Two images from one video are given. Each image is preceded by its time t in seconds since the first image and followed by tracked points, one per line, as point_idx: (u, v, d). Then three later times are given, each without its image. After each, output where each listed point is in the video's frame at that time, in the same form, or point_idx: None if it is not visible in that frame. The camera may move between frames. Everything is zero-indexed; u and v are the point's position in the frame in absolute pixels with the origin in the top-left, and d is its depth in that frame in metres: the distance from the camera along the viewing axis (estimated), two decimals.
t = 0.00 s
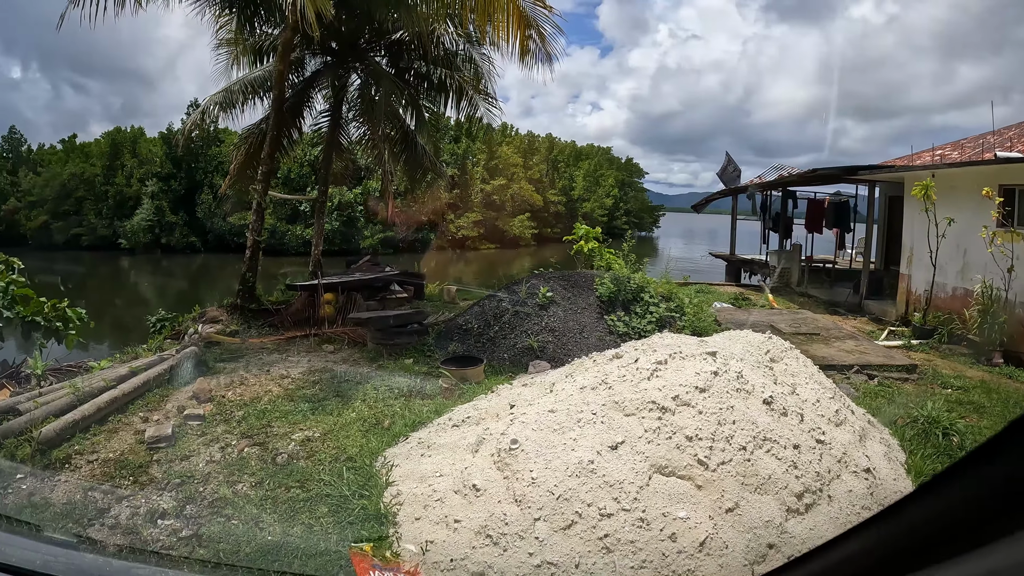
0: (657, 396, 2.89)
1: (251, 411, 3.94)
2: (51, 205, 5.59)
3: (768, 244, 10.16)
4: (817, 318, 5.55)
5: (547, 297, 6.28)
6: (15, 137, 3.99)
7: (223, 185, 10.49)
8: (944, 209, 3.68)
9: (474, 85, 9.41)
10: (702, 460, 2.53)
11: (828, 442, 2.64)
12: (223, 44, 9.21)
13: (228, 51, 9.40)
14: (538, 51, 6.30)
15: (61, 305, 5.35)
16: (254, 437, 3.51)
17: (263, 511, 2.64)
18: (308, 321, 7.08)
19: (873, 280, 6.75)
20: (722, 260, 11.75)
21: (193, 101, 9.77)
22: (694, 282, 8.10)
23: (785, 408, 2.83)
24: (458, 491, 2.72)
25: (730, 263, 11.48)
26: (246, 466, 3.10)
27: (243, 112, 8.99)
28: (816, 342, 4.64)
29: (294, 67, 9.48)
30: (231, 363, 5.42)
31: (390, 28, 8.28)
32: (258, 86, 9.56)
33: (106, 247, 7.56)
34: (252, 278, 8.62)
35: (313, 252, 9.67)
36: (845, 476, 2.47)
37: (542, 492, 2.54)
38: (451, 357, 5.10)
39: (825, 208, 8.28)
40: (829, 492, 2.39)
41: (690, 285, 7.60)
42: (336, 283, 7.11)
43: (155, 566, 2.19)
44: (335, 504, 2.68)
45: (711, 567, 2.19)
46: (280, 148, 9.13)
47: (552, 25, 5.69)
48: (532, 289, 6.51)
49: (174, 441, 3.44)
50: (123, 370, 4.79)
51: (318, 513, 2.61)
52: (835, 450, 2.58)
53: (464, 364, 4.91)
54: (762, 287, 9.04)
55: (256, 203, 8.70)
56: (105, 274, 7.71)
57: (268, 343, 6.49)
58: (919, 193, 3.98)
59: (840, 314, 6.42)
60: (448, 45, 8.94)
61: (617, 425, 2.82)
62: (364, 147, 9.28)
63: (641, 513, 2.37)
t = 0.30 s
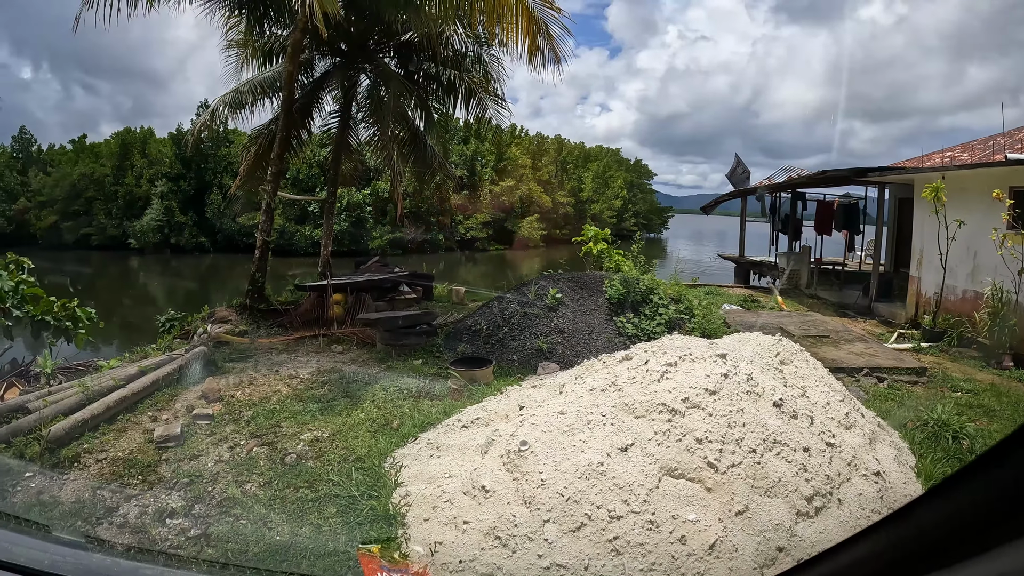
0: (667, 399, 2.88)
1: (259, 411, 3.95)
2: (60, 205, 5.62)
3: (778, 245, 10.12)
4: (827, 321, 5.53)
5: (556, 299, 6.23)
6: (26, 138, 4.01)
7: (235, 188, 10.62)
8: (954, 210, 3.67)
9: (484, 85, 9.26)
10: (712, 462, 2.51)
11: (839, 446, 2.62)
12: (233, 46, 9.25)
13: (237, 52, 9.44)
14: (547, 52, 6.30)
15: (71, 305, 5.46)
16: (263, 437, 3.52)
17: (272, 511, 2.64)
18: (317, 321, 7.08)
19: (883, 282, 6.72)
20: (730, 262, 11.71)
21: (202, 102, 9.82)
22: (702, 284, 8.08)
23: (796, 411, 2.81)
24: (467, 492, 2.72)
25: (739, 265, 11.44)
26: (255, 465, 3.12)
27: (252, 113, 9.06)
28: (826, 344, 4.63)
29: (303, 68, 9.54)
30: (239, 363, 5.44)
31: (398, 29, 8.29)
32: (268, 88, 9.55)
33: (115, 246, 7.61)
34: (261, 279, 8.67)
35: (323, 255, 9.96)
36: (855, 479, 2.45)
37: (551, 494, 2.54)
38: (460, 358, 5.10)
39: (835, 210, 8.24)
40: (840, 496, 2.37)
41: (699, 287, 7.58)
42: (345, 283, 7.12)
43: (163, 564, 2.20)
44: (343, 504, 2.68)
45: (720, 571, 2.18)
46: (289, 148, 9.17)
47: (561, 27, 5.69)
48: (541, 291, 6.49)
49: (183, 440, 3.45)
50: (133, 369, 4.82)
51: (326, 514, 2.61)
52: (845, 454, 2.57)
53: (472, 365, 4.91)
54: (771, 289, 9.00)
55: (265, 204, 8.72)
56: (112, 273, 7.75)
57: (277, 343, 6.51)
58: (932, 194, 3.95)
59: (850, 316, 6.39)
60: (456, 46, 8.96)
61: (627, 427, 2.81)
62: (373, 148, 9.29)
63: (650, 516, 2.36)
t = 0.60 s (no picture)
0: (674, 400, 2.87)
1: (266, 411, 3.96)
2: (69, 204, 5.65)
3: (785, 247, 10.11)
4: (835, 322, 5.51)
5: (564, 300, 6.15)
6: (35, 137, 4.03)
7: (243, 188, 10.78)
8: (963, 212, 3.64)
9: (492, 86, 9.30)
10: (719, 464, 2.51)
11: (846, 448, 2.61)
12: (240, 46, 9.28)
13: (245, 53, 9.47)
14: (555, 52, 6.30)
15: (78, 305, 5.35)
16: (270, 436, 3.53)
17: (278, 510, 2.65)
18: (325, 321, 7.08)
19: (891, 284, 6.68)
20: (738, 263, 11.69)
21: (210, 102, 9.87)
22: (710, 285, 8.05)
23: (804, 413, 2.80)
24: (474, 492, 2.72)
25: (747, 267, 11.43)
26: (262, 464, 3.12)
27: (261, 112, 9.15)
28: (834, 346, 4.62)
29: (312, 68, 9.59)
30: (246, 363, 5.44)
31: (406, 29, 8.32)
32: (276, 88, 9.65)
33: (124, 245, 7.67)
34: (268, 278, 8.70)
35: (331, 255, 10.05)
36: (863, 482, 2.44)
37: (558, 495, 2.53)
38: (467, 359, 5.09)
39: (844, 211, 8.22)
40: (847, 498, 2.37)
41: (707, 289, 7.57)
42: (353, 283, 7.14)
43: (169, 562, 2.22)
44: (349, 504, 2.69)
45: (726, 573, 2.17)
46: (297, 148, 9.19)
47: (569, 27, 5.68)
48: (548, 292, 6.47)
49: (190, 439, 3.46)
50: (140, 368, 4.84)
51: (333, 513, 2.62)
52: (854, 457, 2.55)
53: (479, 366, 4.89)
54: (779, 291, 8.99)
55: (273, 204, 8.73)
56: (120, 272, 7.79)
57: (284, 342, 6.52)
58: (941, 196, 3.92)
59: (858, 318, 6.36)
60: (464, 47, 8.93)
61: (634, 428, 2.81)
62: (380, 148, 9.33)
63: (657, 517, 2.36)
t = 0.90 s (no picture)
0: (676, 399, 2.88)
1: (270, 409, 3.98)
2: (72, 203, 5.68)
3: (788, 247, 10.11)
4: (837, 323, 5.51)
5: (566, 300, 6.21)
6: (40, 138, 4.06)
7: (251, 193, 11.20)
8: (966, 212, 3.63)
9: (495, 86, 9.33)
10: (721, 463, 2.52)
11: (848, 448, 2.61)
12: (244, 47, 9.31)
13: (249, 53, 9.51)
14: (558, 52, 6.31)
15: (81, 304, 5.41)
16: (274, 435, 3.55)
17: (282, 508, 2.67)
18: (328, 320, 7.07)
19: (893, 284, 6.68)
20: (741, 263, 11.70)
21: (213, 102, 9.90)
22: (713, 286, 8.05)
23: (806, 413, 2.81)
24: (476, 491, 2.73)
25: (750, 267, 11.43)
26: (266, 463, 3.14)
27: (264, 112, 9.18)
28: (836, 346, 4.63)
29: (315, 68, 9.62)
30: (249, 362, 5.47)
31: (410, 30, 8.34)
32: (279, 87, 9.63)
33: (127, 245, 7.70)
34: (272, 278, 8.72)
35: (335, 255, 10.09)
36: (864, 481, 2.45)
37: (561, 494, 2.54)
38: (470, 358, 5.09)
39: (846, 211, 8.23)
40: (848, 498, 2.37)
41: (709, 289, 7.57)
42: (356, 283, 7.14)
43: (171, 560, 2.23)
44: (353, 503, 2.70)
45: (728, 571, 2.17)
46: (300, 148, 9.20)
47: (572, 28, 5.70)
48: (551, 292, 6.49)
49: (194, 438, 3.48)
50: (144, 366, 4.86)
51: (336, 512, 2.63)
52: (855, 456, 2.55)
53: (482, 366, 4.89)
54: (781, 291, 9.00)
55: (276, 203, 8.75)
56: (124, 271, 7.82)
57: (288, 341, 6.55)
58: (945, 196, 3.92)
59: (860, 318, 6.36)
60: (467, 46, 8.92)
61: (636, 427, 2.82)
62: (383, 148, 9.35)
63: (659, 516, 2.37)
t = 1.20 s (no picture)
0: (679, 399, 2.88)
1: (272, 409, 3.98)
2: (74, 203, 5.68)
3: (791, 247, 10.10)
4: (839, 323, 5.51)
5: (569, 300, 6.21)
6: (43, 138, 4.07)
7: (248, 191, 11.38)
8: (969, 212, 3.62)
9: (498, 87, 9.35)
10: (724, 464, 2.52)
11: (851, 449, 2.60)
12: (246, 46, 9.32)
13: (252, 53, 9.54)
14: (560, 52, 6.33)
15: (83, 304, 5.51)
16: (276, 435, 3.55)
17: (285, 508, 2.67)
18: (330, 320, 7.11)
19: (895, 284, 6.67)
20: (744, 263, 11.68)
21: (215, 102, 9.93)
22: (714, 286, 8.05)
23: (808, 413, 2.80)
24: (479, 491, 2.73)
25: (753, 267, 11.42)
26: (268, 463, 3.14)
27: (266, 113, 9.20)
28: (839, 347, 4.63)
29: (318, 69, 9.64)
30: (252, 362, 5.48)
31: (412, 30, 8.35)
32: (282, 87, 9.63)
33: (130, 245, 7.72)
34: (274, 278, 8.71)
35: (337, 254, 10.12)
36: (866, 481, 2.45)
37: (563, 494, 2.54)
38: (472, 358, 5.10)
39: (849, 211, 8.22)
40: (850, 499, 2.37)
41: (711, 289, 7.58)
42: (359, 282, 7.16)
43: (174, 560, 2.22)
44: (355, 502, 2.70)
45: (730, 572, 2.17)
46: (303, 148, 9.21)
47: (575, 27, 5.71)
48: (553, 291, 6.51)
49: (196, 437, 3.49)
50: (147, 366, 4.88)
51: (338, 511, 2.63)
52: (858, 457, 2.54)
53: (484, 365, 4.88)
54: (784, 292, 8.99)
55: (279, 204, 8.77)
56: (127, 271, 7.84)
57: (291, 341, 6.57)
58: (947, 196, 3.91)
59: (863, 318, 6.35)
60: (469, 46, 8.94)
61: (638, 427, 2.82)
62: (385, 148, 9.37)
63: (661, 516, 2.37)
